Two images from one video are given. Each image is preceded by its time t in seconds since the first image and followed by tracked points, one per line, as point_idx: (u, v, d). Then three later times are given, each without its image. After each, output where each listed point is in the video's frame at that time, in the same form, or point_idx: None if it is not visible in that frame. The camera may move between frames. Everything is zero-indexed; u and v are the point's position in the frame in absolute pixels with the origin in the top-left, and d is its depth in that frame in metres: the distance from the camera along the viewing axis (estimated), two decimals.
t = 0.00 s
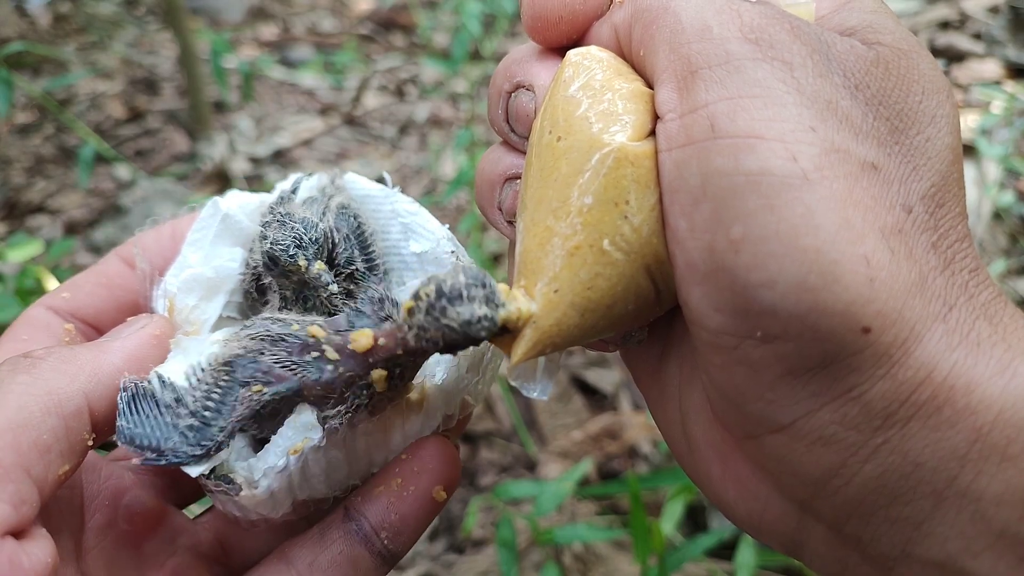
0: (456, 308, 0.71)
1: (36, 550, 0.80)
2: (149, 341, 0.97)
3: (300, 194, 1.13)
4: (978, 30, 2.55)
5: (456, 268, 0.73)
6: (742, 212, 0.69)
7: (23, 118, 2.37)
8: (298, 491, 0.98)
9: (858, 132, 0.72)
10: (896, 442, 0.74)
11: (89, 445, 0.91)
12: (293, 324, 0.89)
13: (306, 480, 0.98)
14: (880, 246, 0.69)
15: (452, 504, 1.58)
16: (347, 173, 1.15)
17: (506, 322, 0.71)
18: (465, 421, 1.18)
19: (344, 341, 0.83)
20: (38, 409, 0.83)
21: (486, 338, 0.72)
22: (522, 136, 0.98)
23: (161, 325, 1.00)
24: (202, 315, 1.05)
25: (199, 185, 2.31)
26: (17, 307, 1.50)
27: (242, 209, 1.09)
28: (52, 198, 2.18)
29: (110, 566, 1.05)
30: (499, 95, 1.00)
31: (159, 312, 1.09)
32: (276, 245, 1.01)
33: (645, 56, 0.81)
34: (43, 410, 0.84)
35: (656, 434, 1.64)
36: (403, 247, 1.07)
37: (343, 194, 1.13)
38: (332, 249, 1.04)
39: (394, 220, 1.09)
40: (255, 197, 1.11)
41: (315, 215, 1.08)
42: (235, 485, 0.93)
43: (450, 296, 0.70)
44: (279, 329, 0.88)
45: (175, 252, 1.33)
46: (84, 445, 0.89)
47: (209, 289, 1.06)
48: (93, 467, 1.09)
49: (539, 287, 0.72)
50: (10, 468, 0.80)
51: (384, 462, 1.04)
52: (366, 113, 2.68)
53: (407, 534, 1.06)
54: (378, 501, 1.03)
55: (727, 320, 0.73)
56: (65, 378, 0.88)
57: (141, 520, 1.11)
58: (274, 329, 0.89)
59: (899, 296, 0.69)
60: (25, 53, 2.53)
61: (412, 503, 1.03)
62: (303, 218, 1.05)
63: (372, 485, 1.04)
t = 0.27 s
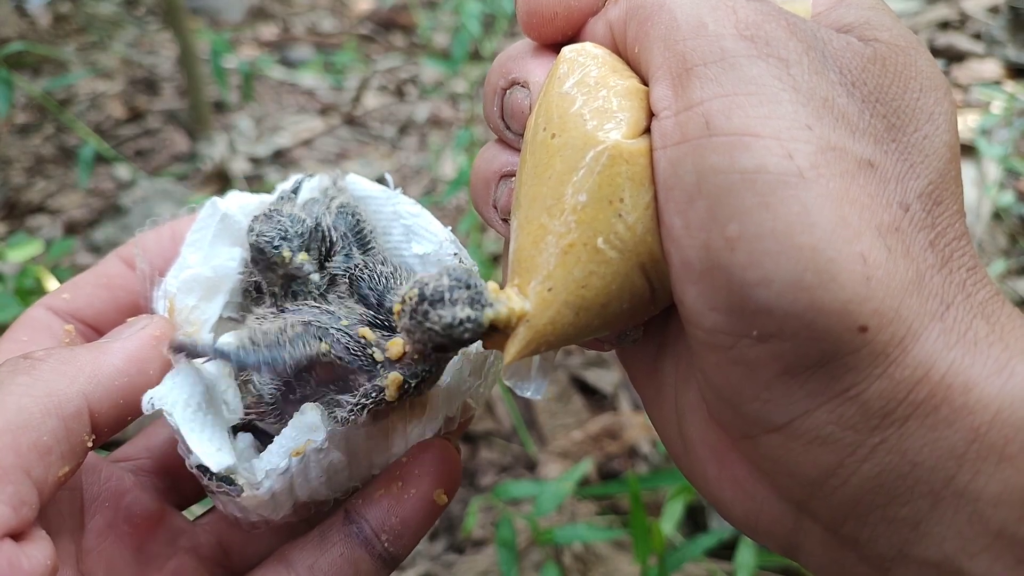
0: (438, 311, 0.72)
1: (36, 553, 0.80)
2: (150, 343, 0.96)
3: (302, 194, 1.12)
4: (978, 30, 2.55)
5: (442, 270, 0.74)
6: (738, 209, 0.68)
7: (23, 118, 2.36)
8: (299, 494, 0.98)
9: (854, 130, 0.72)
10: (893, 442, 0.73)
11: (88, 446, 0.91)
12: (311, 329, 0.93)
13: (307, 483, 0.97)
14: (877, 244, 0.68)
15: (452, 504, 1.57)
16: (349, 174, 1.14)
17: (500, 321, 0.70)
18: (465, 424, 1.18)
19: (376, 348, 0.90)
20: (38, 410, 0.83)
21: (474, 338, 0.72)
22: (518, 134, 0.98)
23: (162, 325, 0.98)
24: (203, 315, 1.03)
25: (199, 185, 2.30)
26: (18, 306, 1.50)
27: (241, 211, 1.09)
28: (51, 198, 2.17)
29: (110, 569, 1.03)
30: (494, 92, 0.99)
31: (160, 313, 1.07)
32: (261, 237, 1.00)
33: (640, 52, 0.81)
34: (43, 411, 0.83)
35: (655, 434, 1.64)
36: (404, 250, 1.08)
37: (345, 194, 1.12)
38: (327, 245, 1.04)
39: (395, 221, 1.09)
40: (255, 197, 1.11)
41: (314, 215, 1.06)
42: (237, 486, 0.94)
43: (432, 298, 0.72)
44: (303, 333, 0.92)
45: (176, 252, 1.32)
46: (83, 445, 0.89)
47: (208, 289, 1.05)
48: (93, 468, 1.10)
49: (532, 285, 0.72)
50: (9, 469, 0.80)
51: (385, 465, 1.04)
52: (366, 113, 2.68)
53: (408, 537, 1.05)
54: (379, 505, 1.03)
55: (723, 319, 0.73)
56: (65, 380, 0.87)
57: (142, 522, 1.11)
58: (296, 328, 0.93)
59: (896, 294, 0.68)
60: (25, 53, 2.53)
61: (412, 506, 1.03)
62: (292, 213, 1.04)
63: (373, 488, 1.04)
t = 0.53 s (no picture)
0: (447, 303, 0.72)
1: (35, 554, 0.80)
2: (149, 344, 0.96)
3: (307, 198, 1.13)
4: (978, 30, 2.56)
5: (451, 265, 0.75)
6: (736, 212, 0.69)
7: (23, 119, 2.37)
8: (298, 496, 0.97)
9: (851, 133, 0.72)
10: (892, 444, 0.74)
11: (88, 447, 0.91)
12: (309, 339, 0.92)
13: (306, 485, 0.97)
14: (875, 247, 0.68)
15: (452, 504, 1.57)
16: (350, 175, 1.15)
17: (502, 323, 0.71)
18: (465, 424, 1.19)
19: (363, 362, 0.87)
20: (38, 411, 0.83)
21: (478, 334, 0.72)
22: (517, 137, 0.98)
23: (162, 327, 0.99)
24: (202, 317, 1.02)
25: (199, 185, 2.30)
26: (18, 306, 1.50)
27: (241, 211, 1.09)
28: (52, 198, 2.18)
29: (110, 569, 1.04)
30: (493, 95, 1.00)
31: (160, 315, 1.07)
32: (265, 252, 0.98)
33: (638, 56, 0.81)
34: (43, 411, 0.83)
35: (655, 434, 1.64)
36: (405, 250, 1.07)
37: (348, 199, 1.13)
38: (332, 254, 1.04)
39: (397, 222, 1.09)
40: (255, 198, 1.11)
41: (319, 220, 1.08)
42: (235, 491, 0.91)
43: (442, 289, 0.71)
44: (296, 344, 0.91)
45: (176, 253, 1.32)
46: (83, 446, 0.89)
47: (208, 291, 1.04)
48: (93, 469, 1.10)
49: (533, 288, 0.72)
50: (9, 470, 0.80)
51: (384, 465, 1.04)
52: (366, 113, 2.68)
53: (408, 538, 1.05)
54: (378, 505, 1.03)
55: (721, 322, 0.73)
56: (65, 381, 0.87)
57: (142, 522, 1.11)
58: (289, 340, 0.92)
59: (894, 297, 0.68)
60: (25, 53, 2.53)
61: (412, 506, 1.04)
62: (288, 225, 1.04)
63: (372, 489, 1.04)
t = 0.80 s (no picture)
0: (442, 332, 0.73)
1: (33, 550, 0.81)
2: (148, 341, 0.95)
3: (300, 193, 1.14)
4: (978, 30, 2.56)
5: (440, 290, 0.76)
6: (736, 215, 0.69)
7: (23, 119, 2.37)
8: (298, 494, 0.99)
9: (850, 136, 0.72)
10: (893, 446, 0.74)
11: (85, 445, 0.90)
12: (313, 335, 0.94)
13: (305, 481, 0.98)
14: (874, 250, 0.68)
15: (452, 504, 1.57)
16: (346, 172, 1.16)
17: (497, 334, 0.71)
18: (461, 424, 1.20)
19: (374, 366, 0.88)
20: (35, 409, 0.82)
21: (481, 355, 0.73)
22: (516, 141, 0.98)
23: (159, 323, 0.98)
24: (200, 315, 1.03)
25: (199, 185, 2.30)
26: (17, 306, 1.50)
27: (236, 208, 1.09)
28: (52, 198, 2.18)
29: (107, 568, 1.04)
30: (493, 99, 1.00)
31: (155, 311, 1.07)
32: (284, 221, 1.02)
33: (637, 59, 0.81)
34: (40, 409, 0.82)
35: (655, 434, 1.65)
36: (404, 248, 1.12)
37: (343, 193, 1.14)
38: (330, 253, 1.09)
39: (395, 220, 1.13)
40: (251, 195, 1.10)
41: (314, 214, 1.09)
42: (236, 486, 0.94)
43: (434, 320, 0.73)
44: (301, 339, 0.93)
45: (172, 251, 1.33)
46: (81, 444, 0.88)
47: (205, 288, 1.05)
48: (90, 467, 1.10)
49: (533, 292, 0.72)
50: (6, 468, 0.80)
51: (383, 465, 1.05)
52: (366, 113, 2.68)
53: (406, 537, 1.06)
54: (377, 504, 1.05)
55: (720, 325, 0.73)
56: (62, 378, 0.86)
57: (139, 519, 1.12)
58: (294, 335, 0.94)
59: (893, 299, 0.68)
60: (25, 53, 2.53)
61: (411, 505, 1.05)
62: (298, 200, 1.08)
63: (371, 488, 1.06)
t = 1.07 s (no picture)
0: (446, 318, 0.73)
1: (29, 548, 0.81)
2: (144, 341, 0.96)
3: (298, 195, 1.15)
4: (978, 30, 2.56)
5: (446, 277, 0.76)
6: (741, 210, 0.69)
7: (23, 119, 2.37)
8: (294, 492, 0.97)
9: (855, 131, 0.72)
10: (896, 442, 0.74)
11: (82, 443, 0.90)
12: (314, 339, 0.94)
13: (302, 480, 0.97)
14: (879, 245, 0.68)
15: (452, 504, 1.57)
16: (342, 173, 1.15)
17: (500, 326, 0.71)
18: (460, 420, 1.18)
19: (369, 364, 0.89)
20: (31, 407, 0.83)
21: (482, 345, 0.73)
22: (521, 136, 0.98)
23: (156, 323, 0.99)
24: (196, 314, 1.04)
25: (199, 185, 2.30)
26: (16, 306, 1.50)
27: (235, 208, 1.09)
28: (52, 198, 2.18)
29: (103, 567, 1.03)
30: (497, 94, 1.00)
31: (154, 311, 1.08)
32: (276, 240, 1.01)
33: (642, 54, 0.81)
34: (37, 408, 0.83)
35: (655, 434, 1.65)
36: (399, 247, 1.08)
37: (338, 195, 1.13)
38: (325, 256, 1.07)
39: (390, 220, 1.10)
40: (249, 196, 1.11)
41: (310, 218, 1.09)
42: (234, 485, 0.91)
43: (440, 306, 0.73)
44: (303, 345, 0.93)
45: (170, 251, 1.32)
46: (78, 443, 0.89)
47: (202, 287, 1.06)
48: (88, 466, 1.10)
49: (537, 286, 0.72)
50: (4, 466, 0.80)
51: (380, 462, 1.04)
52: (366, 113, 2.68)
53: (403, 534, 1.06)
54: (374, 502, 1.04)
55: (723, 320, 0.73)
56: (59, 377, 0.87)
57: (136, 518, 1.12)
58: (295, 340, 0.94)
59: (897, 295, 0.68)
60: (25, 53, 2.53)
61: (407, 503, 1.04)
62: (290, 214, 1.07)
63: (368, 485, 1.04)
